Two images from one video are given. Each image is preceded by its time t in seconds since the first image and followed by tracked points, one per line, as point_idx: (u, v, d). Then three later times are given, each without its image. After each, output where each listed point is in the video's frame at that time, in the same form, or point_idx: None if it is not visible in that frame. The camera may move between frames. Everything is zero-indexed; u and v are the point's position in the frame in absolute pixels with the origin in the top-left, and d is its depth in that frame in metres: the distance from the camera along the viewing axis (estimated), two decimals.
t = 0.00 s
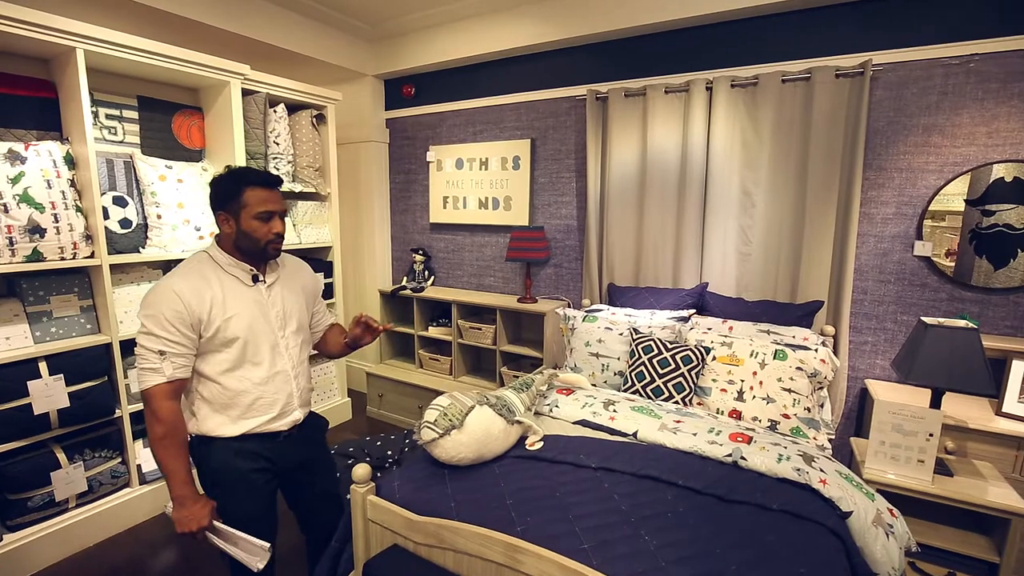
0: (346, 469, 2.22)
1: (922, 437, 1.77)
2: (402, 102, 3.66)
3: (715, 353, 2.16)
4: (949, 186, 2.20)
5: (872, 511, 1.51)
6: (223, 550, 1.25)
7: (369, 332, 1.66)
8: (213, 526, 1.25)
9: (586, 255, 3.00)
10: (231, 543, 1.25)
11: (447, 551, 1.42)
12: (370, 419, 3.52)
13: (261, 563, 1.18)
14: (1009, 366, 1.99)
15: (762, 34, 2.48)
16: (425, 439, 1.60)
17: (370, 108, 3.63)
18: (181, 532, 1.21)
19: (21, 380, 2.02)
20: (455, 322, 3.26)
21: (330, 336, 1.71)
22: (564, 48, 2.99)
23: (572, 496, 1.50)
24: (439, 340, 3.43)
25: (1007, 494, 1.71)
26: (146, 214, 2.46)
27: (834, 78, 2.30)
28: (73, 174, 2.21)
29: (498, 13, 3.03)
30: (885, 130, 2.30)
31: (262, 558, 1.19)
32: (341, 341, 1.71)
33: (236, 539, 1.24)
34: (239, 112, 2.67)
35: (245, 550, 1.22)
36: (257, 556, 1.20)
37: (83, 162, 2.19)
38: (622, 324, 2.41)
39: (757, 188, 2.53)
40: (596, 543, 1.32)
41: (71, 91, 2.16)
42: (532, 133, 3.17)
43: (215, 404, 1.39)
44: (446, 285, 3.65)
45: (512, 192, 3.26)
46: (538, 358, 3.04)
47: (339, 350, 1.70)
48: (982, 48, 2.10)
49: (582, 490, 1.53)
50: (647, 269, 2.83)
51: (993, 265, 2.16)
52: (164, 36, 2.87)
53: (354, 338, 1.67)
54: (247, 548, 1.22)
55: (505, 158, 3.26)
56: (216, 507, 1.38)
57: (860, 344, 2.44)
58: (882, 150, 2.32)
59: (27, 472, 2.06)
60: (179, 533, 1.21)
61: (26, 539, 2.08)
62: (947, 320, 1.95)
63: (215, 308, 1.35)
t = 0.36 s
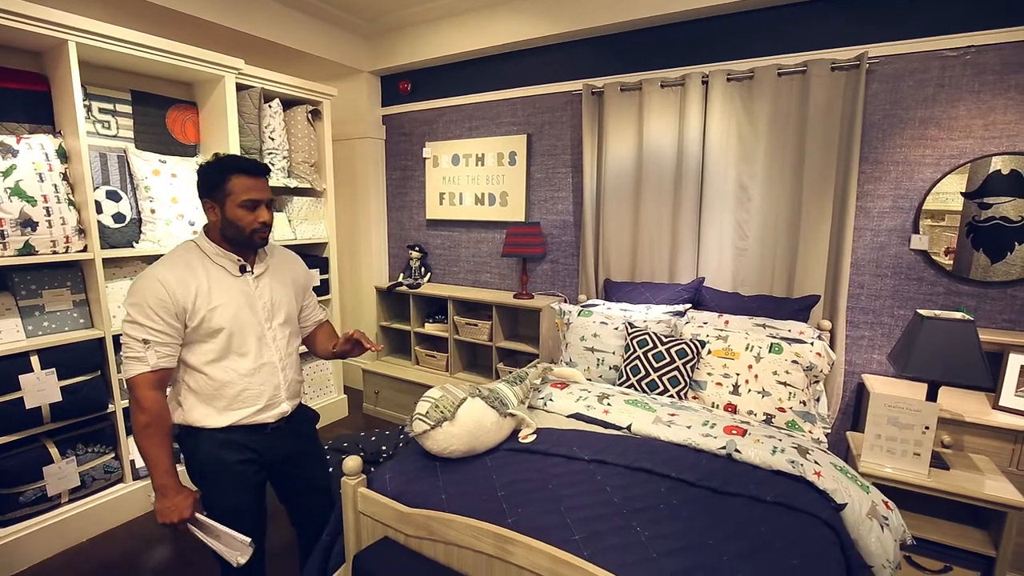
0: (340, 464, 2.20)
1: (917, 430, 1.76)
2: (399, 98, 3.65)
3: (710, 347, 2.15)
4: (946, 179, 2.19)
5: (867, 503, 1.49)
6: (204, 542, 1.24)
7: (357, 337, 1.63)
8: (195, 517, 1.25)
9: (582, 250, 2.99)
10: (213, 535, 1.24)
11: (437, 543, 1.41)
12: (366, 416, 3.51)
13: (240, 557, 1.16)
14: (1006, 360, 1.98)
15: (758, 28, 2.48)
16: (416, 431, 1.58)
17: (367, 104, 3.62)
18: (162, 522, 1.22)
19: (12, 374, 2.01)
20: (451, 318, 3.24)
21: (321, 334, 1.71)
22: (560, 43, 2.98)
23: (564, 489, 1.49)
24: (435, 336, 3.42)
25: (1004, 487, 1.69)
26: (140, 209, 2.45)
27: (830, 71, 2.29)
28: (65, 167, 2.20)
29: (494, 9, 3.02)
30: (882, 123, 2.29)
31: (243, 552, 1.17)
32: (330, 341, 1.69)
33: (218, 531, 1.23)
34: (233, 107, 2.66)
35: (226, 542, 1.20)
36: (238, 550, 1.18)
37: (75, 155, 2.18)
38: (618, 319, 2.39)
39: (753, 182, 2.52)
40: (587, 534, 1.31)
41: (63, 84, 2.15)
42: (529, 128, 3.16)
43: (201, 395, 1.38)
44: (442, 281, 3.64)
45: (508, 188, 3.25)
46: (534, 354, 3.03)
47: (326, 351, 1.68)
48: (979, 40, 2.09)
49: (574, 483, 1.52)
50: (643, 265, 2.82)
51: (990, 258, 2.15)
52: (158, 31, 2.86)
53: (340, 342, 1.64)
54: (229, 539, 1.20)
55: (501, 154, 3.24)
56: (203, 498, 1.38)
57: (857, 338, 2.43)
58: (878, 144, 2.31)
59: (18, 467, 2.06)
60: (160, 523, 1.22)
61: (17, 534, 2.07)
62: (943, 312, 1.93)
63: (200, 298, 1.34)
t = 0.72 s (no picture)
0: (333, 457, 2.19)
1: (911, 421, 1.76)
2: (394, 94, 3.64)
3: (704, 340, 2.15)
4: (941, 173, 2.19)
5: (859, 493, 1.49)
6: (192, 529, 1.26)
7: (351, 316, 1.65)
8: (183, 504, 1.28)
9: (577, 245, 2.99)
10: (200, 522, 1.26)
11: (428, 533, 1.40)
12: (361, 412, 3.50)
13: (229, 544, 1.18)
14: (999, 352, 1.98)
15: (753, 22, 2.48)
16: (407, 422, 1.58)
17: (362, 100, 3.61)
18: (149, 509, 1.24)
19: (2, 366, 2.00)
20: (447, 314, 3.24)
21: (315, 321, 1.69)
22: (555, 38, 2.98)
23: (556, 478, 1.48)
24: (430, 332, 3.41)
25: (996, 479, 1.69)
26: (132, 202, 2.43)
27: (825, 65, 2.29)
28: (57, 159, 2.18)
29: (489, 3, 3.01)
30: (877, 117, 2.29)
31: (231, 540, 1.19)
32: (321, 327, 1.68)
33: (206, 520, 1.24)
34: (227, 100, 2.64)
35: (216, 532, 1.22)
36: (227, 539, 1.20)
37: (67, 147, 2.17)
38: (612, 312, 2.39)
39: (748, 176, 2.52)
40: (579, 523, 1.30)
41: (54, 75, 2.13)
42: (524, 124, 3.16)
43: (191, 383, 1.38)
44: (438, 277, 3.63)
45: (503, 183, 3.24)
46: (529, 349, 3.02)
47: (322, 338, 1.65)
48: (972, 33, 2.09)
49: (566, 473, 1.51)
50: (638, 260, 2.82)
51: (984, 252, 2.15)
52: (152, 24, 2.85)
53: (332, 320, 1.63)
54: (218, 529, 1.22)
55: (497, 149, 3.24)
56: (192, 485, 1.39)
57: (851, 332, 2.43)
58: (873, 138, 2.31)
59: (7, 461, 2.04)
60: (148, 509, 1.24)
61: (6, 528, 2.05)
62: (937, 304, 1.93)
63: (190, 284, 1.34)
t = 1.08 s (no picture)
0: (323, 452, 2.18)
1: (893, 410, 1.80)
2: (385, 90, 3.64)
3: (693, 333, 2.18)
4: (922, 169, 2.24)
5: (844, 479, 1.52)
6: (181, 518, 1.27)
7: (332, 275, 1.56)
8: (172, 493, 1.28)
9: (567, 241, 3.01)
10: (189, 511, 1.27)
11: (420, 522, 1.40)
12: (351, 409, 3.48)
13: (219, 536, 1.20)
14: (977, 344, 2.04)
15: (740, 20, 2.52)
16: (399, 413, 1.58)
17: (352, 96, 3.60)
18: (138, 498, 1.24)
19: None
20: (437, 310, 3.24)
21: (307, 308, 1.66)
22: (546, 35, 3.00)
23: (547, 467, 1.50)
24: (421, 328, 3.41)
25: (975, 465, 1.74)
26: (118, 196, 2.41)
27: (811, 62, 2.33)
28: (41, 151, 2.15)
29: None
30: (861, 114, 2.33)
31: (221, 530, 1.21)
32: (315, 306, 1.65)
33: (194, 509, 1.25)
34: (215, 94, 2.63)
35: (204, 521, 1.23)
36: (216, 529, 1.22)
37: (51, 139, 2.14)
38: (602, 307, 2.41)
39: (735, 172, 2.56)
40: (569, 509, 1.31)
41: (39, 66, 2.10)
42: (515, 120, 3.17)
43: (179, 372, 1.37)
44: (428, 274, 3.63)
45: (494, 179, 3.25)
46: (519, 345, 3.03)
47: (321, 318, 1.63)
48: (953, 32, 2.14)
49: (557, 462, 1.52)
50: (627, 255, 2.85)
51: (964, 246, 2.20)
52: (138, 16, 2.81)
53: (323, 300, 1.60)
54: (206, 518, 1.24)
55: (487, 146, 3.25)
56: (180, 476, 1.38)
57: (836, 326, 2.47)
58: (857, 134, 2.35)
59: None
60: (136, 498, 1.24)
61: None
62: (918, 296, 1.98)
63: (178, 273, 1.34)
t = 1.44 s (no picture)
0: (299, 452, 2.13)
1: (852, 389, 1.92)
2: (351, 84, 3.57)
3: (666, 322, 2.25)
4: (872, 165, 2.41)
5: (813, 454, 1.62)
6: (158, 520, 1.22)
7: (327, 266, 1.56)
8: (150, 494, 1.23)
9: (539, 236, 3.04)
10: (166, 512, 1.22)
11: (413, 513, 1.40)
12: (319, 411, 3.40)
13: (199, 537, 1.15)
14: (922, 327, 2.21)
15: (704, 22, 2.62)
16: (387, 406, 1.57)
17: (317, 89, 3.52)
18: (112, 499, 1.19)
19: None
20: (409, 307, 3.21)
21: (290, 300, 1.63)
22: (516, 32, 3.02)
23: (537, 453, 1.52)
24: (391, 326, 3.37)
25: (925, 438, 1.89)
26: (70, 189, 2.27)
27: (770, 64, 2.46)
28: None
29: None
30: (816, 114, 2.48)
31: (201, 531, 1.16)
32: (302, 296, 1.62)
33: (172, 511, 1.21)
34: (175, 84, 2.51)
35: (182, 522, 1.19)
36: (196, 530, 1.17)
37: None
38: (577, 299, 2.46)
39: (701, 168, 2.66)
40: (563, 492, 1.34)
41: None
42: (485, 116, 3.18)
43: (159, 367, 1.33)
44: (397, 271, 3.59)
45: (465, 175, 3.25)
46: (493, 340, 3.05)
47: (304, 310, 1.60)
48: (897, 39, 2.31)
49: (546, 448, 1.55)
50: (598, 249, 2.91)
51: (907, 238, 2.38)
52: None
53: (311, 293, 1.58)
54: (184, 519, 1.20)
55: (457, 141, 3.25)
56: (159, 475, 1.34)
57: (796, 314, 2.61)
58: (813, 133, 2.50)
59: None
60: (111, 500, 1.19)
61: None
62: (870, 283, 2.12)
63: (156, 265, 1.30)
